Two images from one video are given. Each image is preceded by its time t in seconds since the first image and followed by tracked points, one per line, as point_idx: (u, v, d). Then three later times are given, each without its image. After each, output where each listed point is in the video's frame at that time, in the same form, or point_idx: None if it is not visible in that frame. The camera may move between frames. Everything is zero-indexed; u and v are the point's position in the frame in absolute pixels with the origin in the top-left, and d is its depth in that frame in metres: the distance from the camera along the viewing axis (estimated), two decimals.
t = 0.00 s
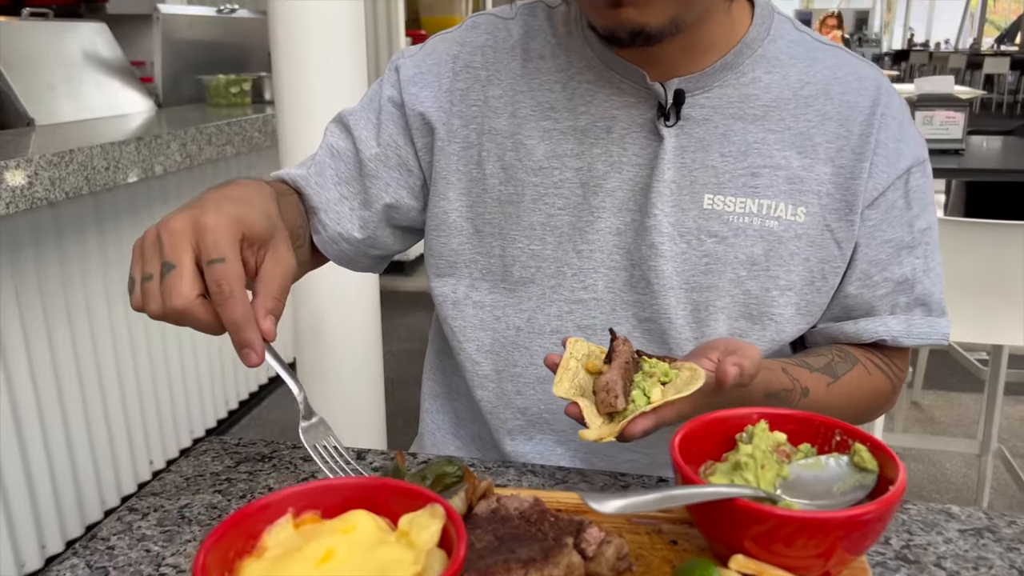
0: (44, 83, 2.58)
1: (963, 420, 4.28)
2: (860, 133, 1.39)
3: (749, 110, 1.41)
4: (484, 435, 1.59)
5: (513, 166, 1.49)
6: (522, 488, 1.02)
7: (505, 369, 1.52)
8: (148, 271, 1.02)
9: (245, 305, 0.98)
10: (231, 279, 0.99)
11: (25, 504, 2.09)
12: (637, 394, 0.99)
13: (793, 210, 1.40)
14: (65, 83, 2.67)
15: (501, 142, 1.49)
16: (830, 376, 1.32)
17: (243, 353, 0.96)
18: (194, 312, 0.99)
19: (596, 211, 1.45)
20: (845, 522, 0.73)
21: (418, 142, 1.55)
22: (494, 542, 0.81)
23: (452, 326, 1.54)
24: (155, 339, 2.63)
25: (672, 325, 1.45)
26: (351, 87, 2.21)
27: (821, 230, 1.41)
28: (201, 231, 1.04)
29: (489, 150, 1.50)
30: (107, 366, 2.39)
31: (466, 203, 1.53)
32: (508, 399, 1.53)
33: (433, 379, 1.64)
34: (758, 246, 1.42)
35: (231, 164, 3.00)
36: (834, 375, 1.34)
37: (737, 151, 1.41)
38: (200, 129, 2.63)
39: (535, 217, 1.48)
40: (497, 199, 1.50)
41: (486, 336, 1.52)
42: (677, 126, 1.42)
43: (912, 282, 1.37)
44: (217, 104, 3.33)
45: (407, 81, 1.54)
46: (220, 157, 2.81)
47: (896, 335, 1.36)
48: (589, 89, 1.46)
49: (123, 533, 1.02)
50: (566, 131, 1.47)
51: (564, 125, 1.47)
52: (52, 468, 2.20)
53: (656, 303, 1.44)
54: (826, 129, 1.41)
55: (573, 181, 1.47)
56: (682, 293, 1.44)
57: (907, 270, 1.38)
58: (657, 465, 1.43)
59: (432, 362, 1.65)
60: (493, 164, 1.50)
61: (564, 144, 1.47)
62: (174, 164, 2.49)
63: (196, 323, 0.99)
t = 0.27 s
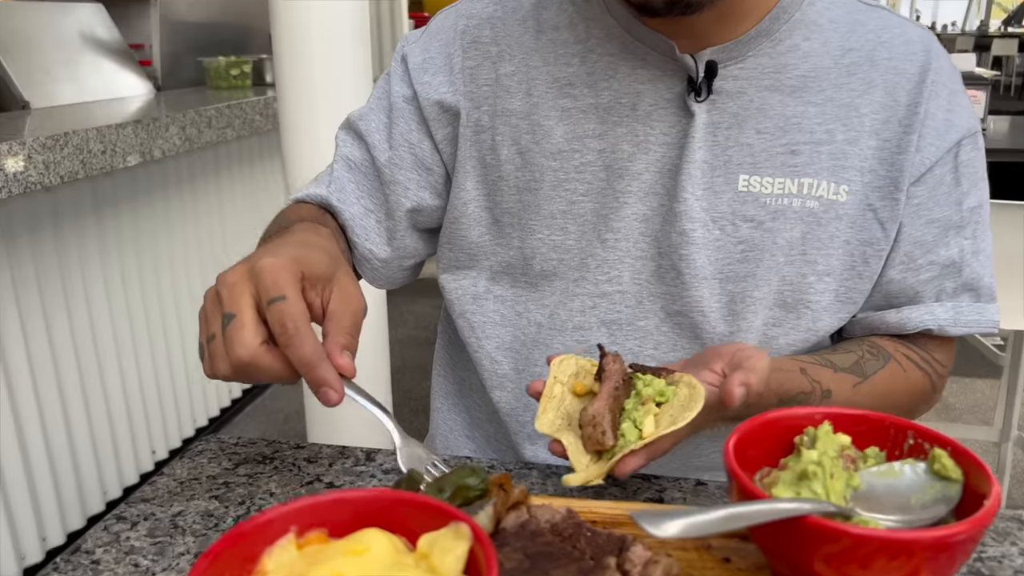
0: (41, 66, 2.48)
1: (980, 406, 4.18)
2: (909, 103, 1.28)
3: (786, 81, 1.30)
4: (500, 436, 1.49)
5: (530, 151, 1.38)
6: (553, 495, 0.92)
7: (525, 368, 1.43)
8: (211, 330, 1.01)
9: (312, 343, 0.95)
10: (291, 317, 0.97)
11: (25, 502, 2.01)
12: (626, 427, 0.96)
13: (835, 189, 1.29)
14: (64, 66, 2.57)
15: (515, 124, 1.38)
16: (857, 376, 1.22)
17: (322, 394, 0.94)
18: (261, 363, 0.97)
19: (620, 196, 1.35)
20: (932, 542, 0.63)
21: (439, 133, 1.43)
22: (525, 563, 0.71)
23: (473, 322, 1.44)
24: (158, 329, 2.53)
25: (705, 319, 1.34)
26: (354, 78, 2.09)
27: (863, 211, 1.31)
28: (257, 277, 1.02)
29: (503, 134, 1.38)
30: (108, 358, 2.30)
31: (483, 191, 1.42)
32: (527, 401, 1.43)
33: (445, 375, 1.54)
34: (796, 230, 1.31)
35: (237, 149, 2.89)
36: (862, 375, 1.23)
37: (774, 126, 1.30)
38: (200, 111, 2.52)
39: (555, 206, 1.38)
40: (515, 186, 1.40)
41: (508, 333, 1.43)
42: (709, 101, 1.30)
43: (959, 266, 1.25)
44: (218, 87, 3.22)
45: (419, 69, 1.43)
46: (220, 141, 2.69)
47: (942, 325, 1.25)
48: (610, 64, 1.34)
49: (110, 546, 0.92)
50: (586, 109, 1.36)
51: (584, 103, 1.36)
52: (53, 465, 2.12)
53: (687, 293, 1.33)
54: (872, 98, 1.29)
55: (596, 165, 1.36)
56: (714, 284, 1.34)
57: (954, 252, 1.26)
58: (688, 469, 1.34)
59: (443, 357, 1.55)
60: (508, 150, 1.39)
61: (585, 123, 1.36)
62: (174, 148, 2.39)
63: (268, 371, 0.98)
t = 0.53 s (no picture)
0: (31, 41, 2.36)
1: (990, 386, 4.10)
2: (952, 64, 1.17)
3: (817, 43, 1.19)
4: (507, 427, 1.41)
5: (537, 123, 1.28)
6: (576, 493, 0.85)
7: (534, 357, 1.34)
8: (208, 360, 0.93)
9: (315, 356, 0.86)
10: (290, 333, 0.89)
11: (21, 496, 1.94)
12: (591, 468, 0.91)
13: (866, 159, 1.19)
14: (56, 43, 2.46)
15: (520, 94, 1.27)
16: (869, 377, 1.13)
17: (331, 411, 0.84)
18: (261, 386, 0.89)
19: (635, 171, 1.25)
20: None
21: (442, 107, 1.33)
22: None
23: (478, 309, 1.35)
24: (158, 314, 2.44)
25: (726, 305, 1.24)
26: (353, 51, 1.91)
27: (897, 183, 1.21)
28: (253, 296, 0.94)
29: (508, 104, 1.28)
30: (105, 345, 2.21)
31: (487, 168, 1.32)
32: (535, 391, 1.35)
33: (447, 363, 1.46)
34: (825, 204, 1.21)
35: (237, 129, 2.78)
36: (874, 374, 1.15)
37: (803, 93, 1.20)
38: (196, 88, 2.40)
39: (565, 182, 1.28)
40: (521, 162, 1.30)
41: (515, 319, 1.34)
42: (732, 67, 1.19)
43: (992, 246, 1.15)
44: (215, 65, 3.13)
45: (419, 38, 1.32)
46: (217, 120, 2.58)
47: (972, 315, 1.14)
48: (622, 29, 1.23)
49: (88, 550, 0.84)
50: (598, 77, 1.25)
51: (595, 70, 1.25)
52: (51, 456, 2.06)
53: (707, 276, 1.24)
54: (913, 57, 1.18)
55: (609, 138, 1.26)
56: (736, 266, 1.24)
57: (987, 232, 1.16)
58: (712, 463, 1.25)
59: (445, 344, 1.46)
60: (513, 122, 1.28)
61: (596, 93, 1.25)
62: (170, 127, 2.28)
63: (269, 394, 0.89)
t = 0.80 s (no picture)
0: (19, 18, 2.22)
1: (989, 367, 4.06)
2: (974, 26, 1.10)
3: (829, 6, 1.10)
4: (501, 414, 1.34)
5: (527, 92, 1.18)
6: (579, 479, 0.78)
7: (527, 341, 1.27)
8: (204, 280, 0.83)
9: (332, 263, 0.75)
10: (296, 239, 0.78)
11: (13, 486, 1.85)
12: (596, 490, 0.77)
13: (881, 129, 1.11)
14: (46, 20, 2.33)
15: (509, 60, 1.18)
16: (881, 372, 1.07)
17: (356, 316, 0.72)
18: (266, 294, 0.77)
19: (632, 144, 1.16)
20: None
21: (417, 74, 1.24)
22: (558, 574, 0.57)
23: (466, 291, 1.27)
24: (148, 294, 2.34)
25: (730, 287, 1.17)
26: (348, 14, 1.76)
27: (910, 155, 1.14)
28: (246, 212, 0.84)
29: (496, 71, 1.18)
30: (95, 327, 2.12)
31: (473, 140, 1.23)
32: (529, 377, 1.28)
33: (437, 347, 1.39)
34: (836, 178, 1.14)
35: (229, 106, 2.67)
36: (885, 366, 1.09)
37: (813, 59, 1.11)
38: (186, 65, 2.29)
39: (557, 155, 1.19)
40: (509, 134, 1.21)
41: (505, 303, 1.26)
42: (737, 30, 1.10)
43: (1008, 224, 1.11)
44: (206, 42, 3.02)
45: None
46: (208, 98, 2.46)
47: (983, 298, 1.11)
48: None
49: (52, 544, 0.78)
50: (592, 41, 1.15)
51: (590, 34, 1.15)
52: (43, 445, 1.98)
53: (710, 257, 1.16)
54: (931, 20, 1.11)
55: (604, 108, 1.17)
56: (741, 246, 1.17)
57: (1001, 209, 1.11)
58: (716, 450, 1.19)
59: (434, 327, 1.39)
60: (502, 92, 1.19)
61: (590, 59, 1.16)
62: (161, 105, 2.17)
63: (276, 305, 0.77)
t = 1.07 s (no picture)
0: None
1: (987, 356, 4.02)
2: None
3: None
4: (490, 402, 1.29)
5: (513, 64, 1.13)
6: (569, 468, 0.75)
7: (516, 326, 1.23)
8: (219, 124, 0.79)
9: (359, 151, 0.77)
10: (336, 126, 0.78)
11: (4, 485, 1.76)
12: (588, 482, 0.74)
13: (887, 104, 1.07)
14: None
15: (494, 30, 1.13)
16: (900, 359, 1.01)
17: (370, 209, 0.74)
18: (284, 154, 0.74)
19: (624, 118, 1.11)
20: None
21: (393, 44, 1.19)
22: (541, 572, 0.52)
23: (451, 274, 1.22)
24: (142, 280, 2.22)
25: (727, 269, 1.13)
26: None
27: (919, 130, 1.09)
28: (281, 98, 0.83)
29: (480, 42, 1.14)
30: (86, 315, 1.98)
31: (457, 116, 1.19)
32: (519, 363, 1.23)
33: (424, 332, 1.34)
34: (839, 155, 1.10)
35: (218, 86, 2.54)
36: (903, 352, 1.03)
37: (815, 29, 1.06)
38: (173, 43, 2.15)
39: (546, 130, 1.15)
40: (496, 108, 1.16)
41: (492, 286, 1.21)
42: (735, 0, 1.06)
43: None
44: (195, 21, 2.95)
45: None
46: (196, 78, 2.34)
47: (999, 280, 1.05)
48: None
49: (9, 537, 0.73)
50: (581, 11, 1.11)
51: (579, 3, 1.10)
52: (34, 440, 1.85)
53: (707, 238, 1.11)
54: None
55: (594, 80, 1.12)
56: (739, 225, 1.12)
57: (1018, 184, 1.06)
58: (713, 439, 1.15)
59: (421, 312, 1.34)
60: (487, 62, 1.14)
61: (581, 29, 1.11)
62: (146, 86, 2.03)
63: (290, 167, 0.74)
